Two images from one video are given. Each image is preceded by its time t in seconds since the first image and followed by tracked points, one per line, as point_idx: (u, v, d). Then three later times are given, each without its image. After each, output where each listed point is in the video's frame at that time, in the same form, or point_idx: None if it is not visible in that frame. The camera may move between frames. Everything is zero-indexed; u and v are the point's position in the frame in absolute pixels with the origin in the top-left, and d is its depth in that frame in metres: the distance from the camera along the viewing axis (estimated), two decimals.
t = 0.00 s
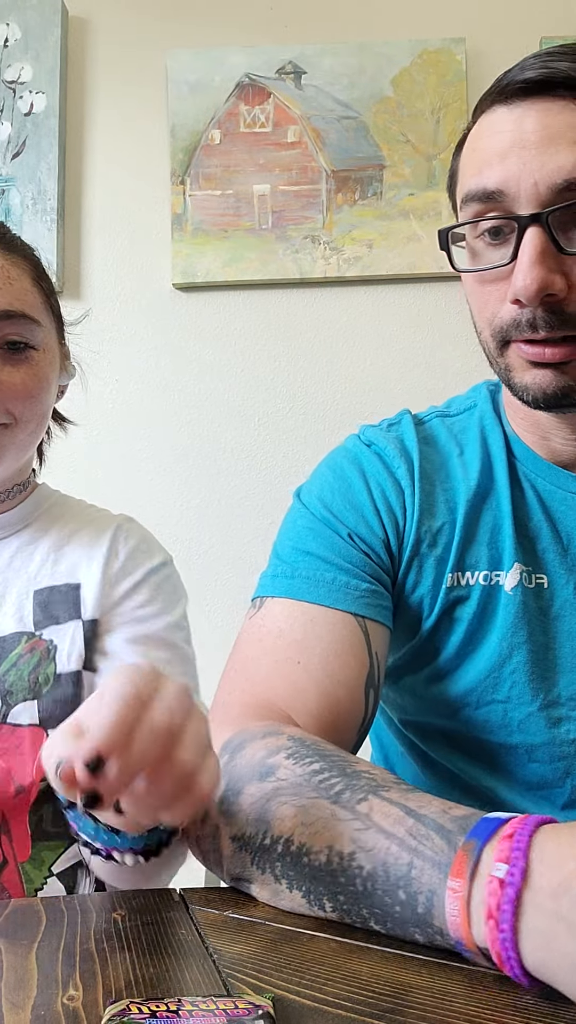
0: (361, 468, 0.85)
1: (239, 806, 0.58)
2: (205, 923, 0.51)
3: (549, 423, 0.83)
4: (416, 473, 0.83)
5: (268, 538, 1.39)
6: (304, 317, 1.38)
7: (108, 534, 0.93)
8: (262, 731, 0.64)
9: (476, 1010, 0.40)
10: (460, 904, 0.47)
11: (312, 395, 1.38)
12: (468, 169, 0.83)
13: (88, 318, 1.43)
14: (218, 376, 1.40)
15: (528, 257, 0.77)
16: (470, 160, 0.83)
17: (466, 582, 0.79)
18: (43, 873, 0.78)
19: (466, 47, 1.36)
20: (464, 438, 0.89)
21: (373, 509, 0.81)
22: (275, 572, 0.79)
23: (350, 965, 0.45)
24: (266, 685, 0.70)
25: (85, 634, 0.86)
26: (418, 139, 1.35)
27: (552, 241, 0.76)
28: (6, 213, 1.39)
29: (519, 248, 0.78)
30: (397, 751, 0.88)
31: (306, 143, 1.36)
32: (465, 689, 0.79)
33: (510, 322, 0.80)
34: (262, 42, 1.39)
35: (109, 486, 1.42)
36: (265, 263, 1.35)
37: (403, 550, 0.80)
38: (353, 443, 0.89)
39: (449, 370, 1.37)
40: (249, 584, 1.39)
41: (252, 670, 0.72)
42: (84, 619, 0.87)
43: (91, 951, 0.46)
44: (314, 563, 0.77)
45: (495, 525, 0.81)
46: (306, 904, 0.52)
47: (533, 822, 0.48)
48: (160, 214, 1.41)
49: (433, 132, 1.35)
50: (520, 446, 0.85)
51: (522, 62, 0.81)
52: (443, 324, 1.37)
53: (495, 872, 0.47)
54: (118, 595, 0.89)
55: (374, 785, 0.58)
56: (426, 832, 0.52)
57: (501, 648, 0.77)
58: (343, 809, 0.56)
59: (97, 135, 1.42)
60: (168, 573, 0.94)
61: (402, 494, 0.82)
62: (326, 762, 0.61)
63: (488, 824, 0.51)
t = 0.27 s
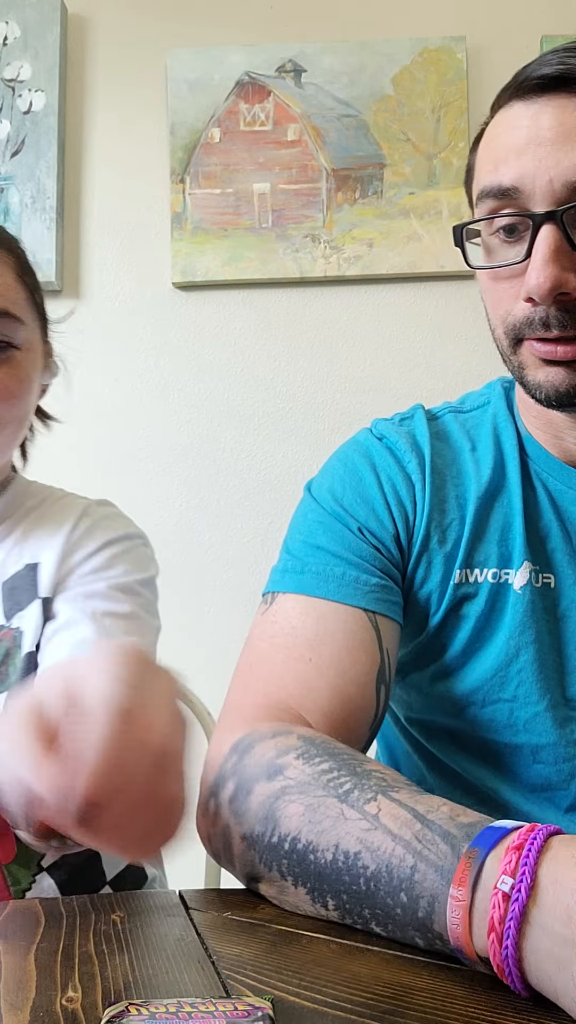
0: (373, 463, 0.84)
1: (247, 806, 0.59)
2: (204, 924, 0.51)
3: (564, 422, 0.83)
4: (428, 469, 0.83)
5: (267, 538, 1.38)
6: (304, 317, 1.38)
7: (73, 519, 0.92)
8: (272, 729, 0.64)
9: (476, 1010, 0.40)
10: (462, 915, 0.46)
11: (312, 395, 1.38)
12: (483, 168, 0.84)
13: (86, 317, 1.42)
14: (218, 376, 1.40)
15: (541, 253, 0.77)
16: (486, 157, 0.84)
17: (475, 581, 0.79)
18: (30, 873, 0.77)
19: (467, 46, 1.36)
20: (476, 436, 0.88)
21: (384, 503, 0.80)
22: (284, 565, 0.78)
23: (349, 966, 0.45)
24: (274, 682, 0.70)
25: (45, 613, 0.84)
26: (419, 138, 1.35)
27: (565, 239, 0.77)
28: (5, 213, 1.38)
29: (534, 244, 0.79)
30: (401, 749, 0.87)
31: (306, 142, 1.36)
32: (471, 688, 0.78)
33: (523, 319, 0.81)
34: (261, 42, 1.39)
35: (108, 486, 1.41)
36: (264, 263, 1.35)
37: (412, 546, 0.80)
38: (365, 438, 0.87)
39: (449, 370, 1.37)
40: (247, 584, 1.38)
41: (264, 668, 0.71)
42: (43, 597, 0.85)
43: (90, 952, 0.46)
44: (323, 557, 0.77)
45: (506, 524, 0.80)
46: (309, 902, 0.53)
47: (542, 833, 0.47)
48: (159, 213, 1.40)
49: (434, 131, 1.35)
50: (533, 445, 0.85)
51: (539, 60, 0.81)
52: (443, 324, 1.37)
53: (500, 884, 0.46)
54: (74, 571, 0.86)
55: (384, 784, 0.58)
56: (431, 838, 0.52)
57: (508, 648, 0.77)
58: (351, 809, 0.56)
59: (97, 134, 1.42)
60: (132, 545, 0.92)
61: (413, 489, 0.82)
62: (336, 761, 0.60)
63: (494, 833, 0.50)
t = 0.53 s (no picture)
0: (382, 466, 0.83)
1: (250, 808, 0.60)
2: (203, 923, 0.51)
3: (572, 422, 0.82)
4: (437, 473, 0.82)
5: (266, 538, 1.39)
6: (304, 317, 1.38)
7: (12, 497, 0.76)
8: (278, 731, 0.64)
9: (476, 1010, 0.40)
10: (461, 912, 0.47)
11: (312, 395, 1.38)
12: (501, 165, 0.83)
13: (86, 317, 1.42)
14: (218, 376, 1.40)
15: (559, 250, 0.77)
16: (504, 154, 0.83)
17: (483, 586, 0.79)
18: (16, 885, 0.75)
19: (466, 47, 1.37)
20: (485, 438, 0.88)
21: (392, 508, 0.80)
22: (293, 570, 0.78)
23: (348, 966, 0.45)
24: (283, 683, 0.70)
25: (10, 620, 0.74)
26: (418, 139, 1.35)
27: None
28: (5, 214, 1.39)
29: (551, 240, 0.78)
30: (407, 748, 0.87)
31: (305, 142, 1.36)
32: (479, 693, 0.79)
33: (538, 317, 0.80)
34: (261, 42, 1.39)
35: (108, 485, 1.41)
36: (264, 263, 1.35)
37: (421, 550, 0.80)
38: (374, 441, 0.87)
39: (448, 370, 1.37)
40: (247, 583, 1.39)
41: (277, 668, 0.72)
42: (3, 602, 0.74)
43: (90, 951, 0.46)
44: (331, 562, 0.77)
45: (514, 529, 0.80)
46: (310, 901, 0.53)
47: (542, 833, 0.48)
48: (159, 214, 1.41)
49: (433, 132, 1.35)
50: (543, 445, 0.84)
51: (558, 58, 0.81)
52: (442, 324, 1.37)
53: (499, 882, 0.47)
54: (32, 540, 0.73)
55: (387, 784, 0.59)
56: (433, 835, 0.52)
57: (516, 653, 0.77)
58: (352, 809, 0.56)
59: (97, 135, 1.42)
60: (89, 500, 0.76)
61: (422, 493, 0.81)
62: (339, 762, 0.61)
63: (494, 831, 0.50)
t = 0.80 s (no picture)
0: (385, 466, 0.83)
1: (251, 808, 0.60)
2: (203, 924, 0.51)
3: None
4: (440, 473, 0.82)
5: (266, 538, 1.39)
6: (303, 317, 1.38)
7: None
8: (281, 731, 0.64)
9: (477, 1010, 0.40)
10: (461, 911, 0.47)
11: (311, 395, 1.38)
12: (512, 164, 0.82)
13: (86, 317, 1.42)
14: (218, 376, 1.40)
15: (572, 250, 0.77)
16: (515, 153, 0.82)
17: (487, 587, 0.79)
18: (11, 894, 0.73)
19: (466, 47, 1.37)
20: (489, 438, 0.88)
21: (395, 509, 0.80)
22: (296, 569, 0.78)
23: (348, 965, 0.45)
24: (285, 683, 0.71)
25: None
26: (418, 139, 1.35)
27: None
28: (4, 214, 1.38)
29: (564, 241, 0.78)
30: (409, 748, 0.87)
31: (305, 143, 1.36)
32: (481, 693, 0.79)
33: (550, 319, 0.79)
34: (261, 42, 1.39)
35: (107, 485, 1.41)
36: (264, 263, 1.35)
37: (424, 551, 0.80)
38: (377, 441, 0.87)
39: (448, 370, 1.37)
40: (245, 583, 1.39)
41: (274, 670, 0.72)
42: None
43: (90, 951, 0.46)
44: (334, 562, 0.77)
45: (517, 530, 0.80)
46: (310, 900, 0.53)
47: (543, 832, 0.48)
48: (159, 214, 1.41)
49: (433, 132, 1.35)
50: (546, 446, 0.84)
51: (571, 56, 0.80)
52: (442, 324, 1.37)
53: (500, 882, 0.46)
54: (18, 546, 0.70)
55: (387, 784, 0.60)
56: (433, 836, 0.52)
57: (518, 653, 0.77)
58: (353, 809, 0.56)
59: (97, 135, 1.42)
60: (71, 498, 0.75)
61: (426, 493, 0.81)
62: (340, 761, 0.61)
63: (494, 832, 0.50)
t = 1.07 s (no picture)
0: (384, 466, 0.83)
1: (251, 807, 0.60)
2: (203, 924, 0.51)
3: None
4: (440, 473, 0.82)
5: (265, 538, 1.39)
6: (303, 317, 1.38)
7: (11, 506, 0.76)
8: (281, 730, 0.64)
9: (478, 1010, 0.40)
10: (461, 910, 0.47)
11: (311, 395, 1.38)
12: (515, 164, 0.82)
13: (86, 317, 1.42)
14: (217, 376, 1.40)
15: None
16: (518, 152, 0.82)
17: (486, 587, 0.79)
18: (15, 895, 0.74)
19: (466, 47, 1.37)
20: (489, 438, 0.88)
21: (395, 509, 0.80)
22: (295, 569, 0.78)
23: (347, 965, 0.45)
24: (285, 683, 0.71)
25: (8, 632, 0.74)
26: (417, 139, 1.35)
27: None
28: (4, 213, 1.38)
29: (570, 240, 0.77)
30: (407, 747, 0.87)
31: (305, 142, 1.36)
32: (480, 693, 0.79)
33: (556, 318, 0.79)
34: (260, 43, 1.39)
35: (106, 485, 1.41)
36: (264, 264, 1.35)
37: (424, 551, 0.80)
38: (376, 441, 0.87)
39: (447, 370, 1.37)
40: (244, 583, 1.39)
41: (274, 670, 0.72)
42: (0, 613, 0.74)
43: (89, 951, 0.46)
44: (334, 562, 0.77)
45: (517, 530, 0.80)
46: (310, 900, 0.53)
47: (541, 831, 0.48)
48: (158, 214, 1.41)
49: (433, 132, 1.35)
50: (546, 445, 0.84)
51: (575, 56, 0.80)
52: (441, 324, 1.37)
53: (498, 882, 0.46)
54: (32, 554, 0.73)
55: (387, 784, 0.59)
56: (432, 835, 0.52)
57: (518, 653, 0.77)
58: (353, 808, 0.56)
59: (96, 135, 1.42)
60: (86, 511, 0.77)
61: (426, 493, 0.81)
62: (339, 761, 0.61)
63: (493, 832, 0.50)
